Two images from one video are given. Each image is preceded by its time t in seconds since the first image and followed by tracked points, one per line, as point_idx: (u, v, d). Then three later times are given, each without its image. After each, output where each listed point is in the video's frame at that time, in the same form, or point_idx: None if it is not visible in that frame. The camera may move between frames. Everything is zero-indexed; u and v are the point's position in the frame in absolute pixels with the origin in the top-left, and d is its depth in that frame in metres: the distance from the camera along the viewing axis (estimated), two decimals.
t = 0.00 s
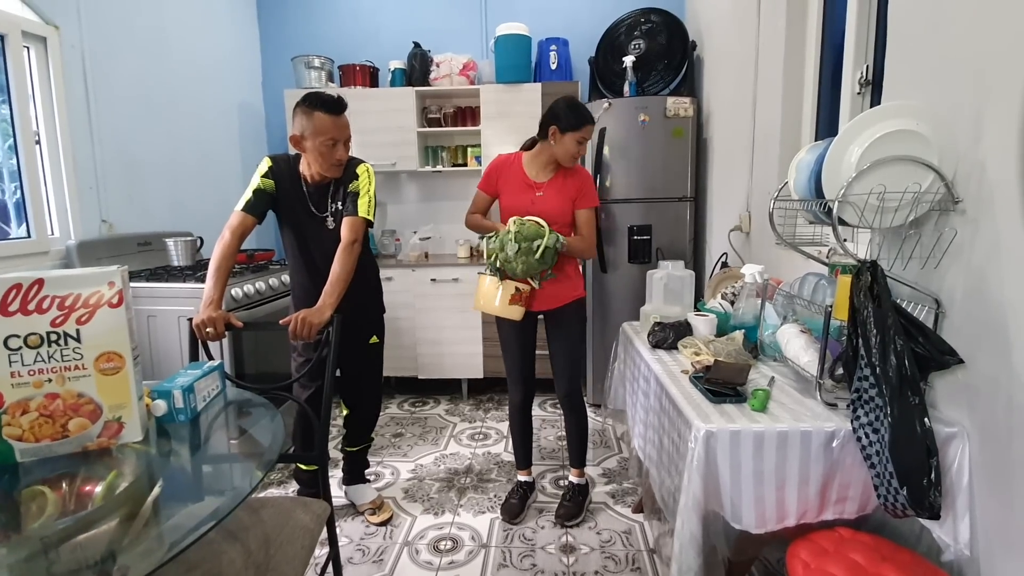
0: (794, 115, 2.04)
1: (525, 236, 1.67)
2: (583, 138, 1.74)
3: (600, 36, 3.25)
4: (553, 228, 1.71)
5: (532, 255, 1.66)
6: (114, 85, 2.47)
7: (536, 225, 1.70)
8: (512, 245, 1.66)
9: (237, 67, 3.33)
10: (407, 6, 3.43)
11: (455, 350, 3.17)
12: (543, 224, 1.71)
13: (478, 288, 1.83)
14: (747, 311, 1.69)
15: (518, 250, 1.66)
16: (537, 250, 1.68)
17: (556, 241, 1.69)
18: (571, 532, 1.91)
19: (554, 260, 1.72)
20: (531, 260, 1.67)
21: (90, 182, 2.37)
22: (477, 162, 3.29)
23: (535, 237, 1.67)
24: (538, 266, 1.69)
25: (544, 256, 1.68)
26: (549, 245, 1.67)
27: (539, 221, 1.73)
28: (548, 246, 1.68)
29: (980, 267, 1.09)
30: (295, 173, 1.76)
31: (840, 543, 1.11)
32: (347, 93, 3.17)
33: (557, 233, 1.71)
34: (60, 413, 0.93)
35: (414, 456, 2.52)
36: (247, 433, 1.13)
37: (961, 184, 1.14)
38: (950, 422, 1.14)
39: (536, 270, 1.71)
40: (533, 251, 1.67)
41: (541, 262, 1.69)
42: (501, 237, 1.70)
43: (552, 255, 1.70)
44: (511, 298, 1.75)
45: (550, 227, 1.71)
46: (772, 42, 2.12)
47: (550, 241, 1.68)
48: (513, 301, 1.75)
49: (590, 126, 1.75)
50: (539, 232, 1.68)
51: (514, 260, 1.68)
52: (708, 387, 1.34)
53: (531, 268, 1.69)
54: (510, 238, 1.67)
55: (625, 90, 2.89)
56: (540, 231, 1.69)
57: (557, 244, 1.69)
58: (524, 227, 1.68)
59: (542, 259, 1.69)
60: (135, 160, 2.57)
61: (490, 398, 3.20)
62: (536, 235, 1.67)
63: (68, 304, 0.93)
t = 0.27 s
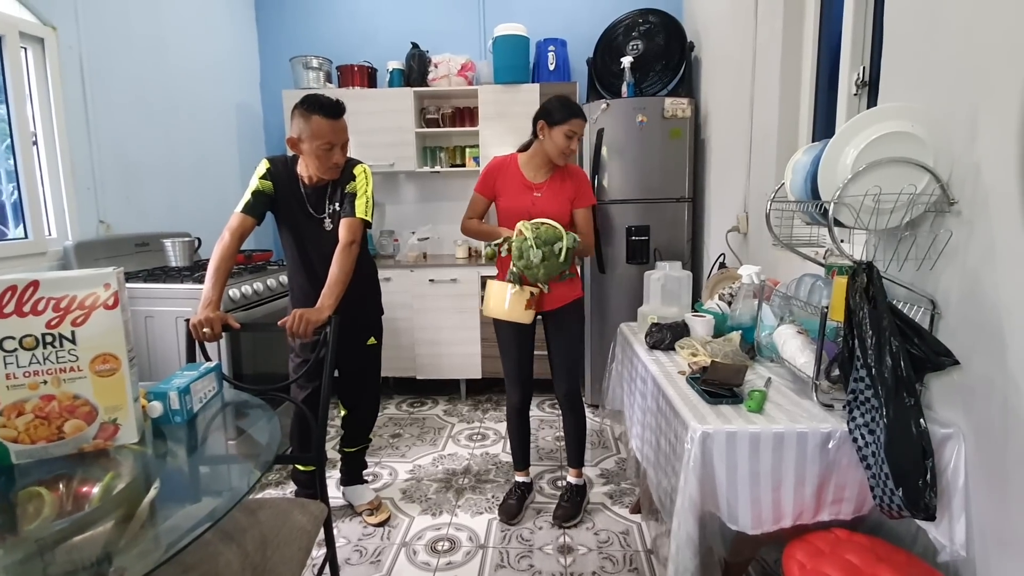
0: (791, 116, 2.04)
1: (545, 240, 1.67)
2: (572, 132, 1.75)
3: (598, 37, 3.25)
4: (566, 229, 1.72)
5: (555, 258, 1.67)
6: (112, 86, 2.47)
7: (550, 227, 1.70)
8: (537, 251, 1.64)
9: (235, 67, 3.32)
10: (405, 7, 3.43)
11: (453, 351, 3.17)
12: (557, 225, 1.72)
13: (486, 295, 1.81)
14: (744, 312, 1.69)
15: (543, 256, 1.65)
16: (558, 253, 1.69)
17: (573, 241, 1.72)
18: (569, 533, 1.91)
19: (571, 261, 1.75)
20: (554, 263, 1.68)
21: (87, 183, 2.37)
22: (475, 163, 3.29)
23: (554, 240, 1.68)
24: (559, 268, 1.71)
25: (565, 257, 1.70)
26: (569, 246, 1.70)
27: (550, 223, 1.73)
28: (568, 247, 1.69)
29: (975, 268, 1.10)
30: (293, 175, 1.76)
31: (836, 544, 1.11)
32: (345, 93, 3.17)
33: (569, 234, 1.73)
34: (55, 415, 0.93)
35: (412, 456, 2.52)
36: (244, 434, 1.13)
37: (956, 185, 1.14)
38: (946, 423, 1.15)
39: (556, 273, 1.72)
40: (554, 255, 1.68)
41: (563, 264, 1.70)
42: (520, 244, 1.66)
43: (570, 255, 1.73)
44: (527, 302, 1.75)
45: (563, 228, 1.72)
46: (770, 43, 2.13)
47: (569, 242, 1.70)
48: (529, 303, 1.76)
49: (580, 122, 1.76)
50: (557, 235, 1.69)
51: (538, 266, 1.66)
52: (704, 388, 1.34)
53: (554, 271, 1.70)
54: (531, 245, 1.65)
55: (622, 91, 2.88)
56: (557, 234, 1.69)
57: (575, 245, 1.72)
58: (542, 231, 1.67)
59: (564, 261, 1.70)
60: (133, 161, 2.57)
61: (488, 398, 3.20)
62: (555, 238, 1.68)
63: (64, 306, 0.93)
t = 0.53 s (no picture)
0: (792, 116, 2.04)
1: (562, 262, 1.66)
2: (553, 123, 1.74)
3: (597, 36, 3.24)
4: (582, 245, 1.71)
5: (574, 279, 1.67)
6: (110, 85, 2.46)
7: (567, 247, 1.68)
8: (557, 276, 1.64)
9: (234, 66, 3.32)
10: (405, 6, 3.42)
11: (453, 351, 3.17)
12: (574, 243, 1.70)
13: (495, 303, 1.82)
14: (745, 312, 1.69)
15: (562, 279, 1.64)
16: (576, 273, 1.68)
17: (590, 258, 1.71)
18: (569, 534, 1.91)
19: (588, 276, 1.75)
20: (573, 284, 1.68)
21: (85, 182, 2.36)
22: (474, 162, 3.28)
23: (571, 260, 1.67)
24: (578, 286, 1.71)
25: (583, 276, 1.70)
26: (586, 265, 1.69)
27: (565, 240, 1.71)
28: (586, 266, 1.69)
29: (977, 268, 1.09)
30: (291, 175, 1.75)
31: (838, 545, 1.11)
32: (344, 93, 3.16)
33: (585, 250, 1.72)
34: (52, 416, 0.93)
35: (412, 457, 2.51)
36: (242, 435, 1.12)
37: (958, 185, 1.14)
38: (947, 424, 1.14)
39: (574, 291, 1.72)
40: (573, 275, 1.67)
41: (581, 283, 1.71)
42: (538, 267, 1.65)
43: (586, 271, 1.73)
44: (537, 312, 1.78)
45: (580, 245, 1.70)
46: (770, 42, 2.12)
47: (586, 261, 1.69)
48: (540, 313, 1.79)
49: (561, 112, 1.75)
50: (574, 254, 1.67)
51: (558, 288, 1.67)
52: (705, 388, 1.34)
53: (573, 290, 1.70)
54: (550, 269, 1.64)
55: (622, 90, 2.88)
56: (574, 253, 1.68)
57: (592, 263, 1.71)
58: (560, 252, 1.65)
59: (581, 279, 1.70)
60: (131, 160, 2.56)
61: (488, 399, 3.20)
62: (573, 259, 1.67)
63: (61, 307, 0.92)
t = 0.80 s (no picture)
0: (791, 118, 2.04)
1: (570, 272, 1.66)
2: (530, 117, 1.77)
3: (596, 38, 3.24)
4: (590, 256, 1.71)
5: (580, 290, 1.69)
6: (108, 86, 2.45)
7: (576, 257, 1.68)
8: (564, 287, 1.64)
9: (232, 67, 3.31)
10: (403, 7, 3.42)
11: (451, 352, 3.16)
12: (583, 253, 1.70)
13: (494, 305, 1.81)
14: (743, 315, 1.69)
15: (569, 290, 1.65)
16: (582, 283, 1.69)
17: (597, 269, 1.72)
18: (568, 536, 1.91)
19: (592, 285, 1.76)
20: (578, 294, 1.69)
21: (83, 183, 2.35)
22: (473, 164, 3.28)
23: (579, 271, 1.68)
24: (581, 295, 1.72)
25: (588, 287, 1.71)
26: (593, 276, 1.70)
27: (574, 250, 1.70)
28: (592, 278, 1.70)
29: (977, 271, 1.09)
30: (289, 176, 1.74)
31: (837, 548, 1.11)
32: (343, 94, 3.15)
33: (592, 260, 1.73)
34: (48, 420, 0.92)
35: (410, 459, 2.51)
36: (239, 438, 1.11)
37: (957, 188, 1.14)
38: (947, 427, 1.14)
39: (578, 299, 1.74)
40: (579, 286, 1.68)
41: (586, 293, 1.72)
42: (546, 276, 1.65)
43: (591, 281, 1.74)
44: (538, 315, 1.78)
45: (588, 256, 1.70)
46: (769, 44, 2.12)
47: (593, 272, 1.70)
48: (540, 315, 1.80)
49: (538, 106, 1.77)
50: (582, 265, 1.68)
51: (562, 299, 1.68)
52: (704, 391, 1.34)
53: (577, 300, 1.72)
54: (558, 279, 1.64)
55: (621, 92, 2.88)
56: (583, 264, 1.68)
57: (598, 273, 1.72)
58: (569, 263, 1.65)
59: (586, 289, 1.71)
60: (129, 161, 2.55)
61: (486, 400, 3.19)
62: (580, 270, 1.67)
63: (57, 310, 0.92)
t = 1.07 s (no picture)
0: (790, 120, 2.04)
1: (570, 277, 1.67)
2: (519, 118, 1.79)
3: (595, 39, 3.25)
4: (591, 260, 1.70)
5: (581, 295, 1.69)
6: (107, 87, 2.45)
7: (575, 262, 1.68)
8: (564, 294, 1.65)
9: (231, 68, 3.31)
10: (402, 8, 3.42)
11: (451, 353, 3.16)
12: (584, 257, 1.69)
13: (497, 313, 1.80)
14: (743, 316, 1.69)
15: (570, 296, 1.66)
16: (584, 288, 1.69)
17: (599, 273, 1.71)
18: (568, 537, 1.91)
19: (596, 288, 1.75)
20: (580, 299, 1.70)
21: (82, 185, 2.35)
22: (472, 165, 3.28)
23: (580, 277, 1.67)
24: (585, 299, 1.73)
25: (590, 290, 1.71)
26: (595, 281, 1.69)
27: (574, 255, 1.70)
28: (594, 281, 1.69)
29: (976, 273, 1.09)
30: (288, 178, 1.74)
31: (837, 550, 1.11)
32: (342, 95, 3.15)
33: (594, 263, 1.72)
34: (50, 423, 0.92)
35: (410, 460, 2.51)
36: (240, 441, 1.11)
37: (956, 191, 1.14)
38: (945, 429, 1.14)
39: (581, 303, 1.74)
40: (580, 291, 1.68)
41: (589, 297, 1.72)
42: (547, 283, 1.66)
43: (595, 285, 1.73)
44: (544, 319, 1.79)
45: (588, 259, 1.69)
46: (768, 46, 2.12)
47: (594, 276, 1.69)
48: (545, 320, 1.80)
49: (527, 106, 1.78)
50: (583, 270, 1.67)
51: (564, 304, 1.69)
52: (704, 393, 1.34)
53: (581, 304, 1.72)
54: (558, 286, 1.65)
55: (620, 93, 2.88)
56: (584, 268, 1.68)
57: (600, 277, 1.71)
58: (569, 270, 1.66)
59: (589, 294, 1.71)
60: (128, 163, 2.55)
61: (486, 401, 3.20)
62: (581, 274, 1.67)
63: (58, 314, 0.92)
